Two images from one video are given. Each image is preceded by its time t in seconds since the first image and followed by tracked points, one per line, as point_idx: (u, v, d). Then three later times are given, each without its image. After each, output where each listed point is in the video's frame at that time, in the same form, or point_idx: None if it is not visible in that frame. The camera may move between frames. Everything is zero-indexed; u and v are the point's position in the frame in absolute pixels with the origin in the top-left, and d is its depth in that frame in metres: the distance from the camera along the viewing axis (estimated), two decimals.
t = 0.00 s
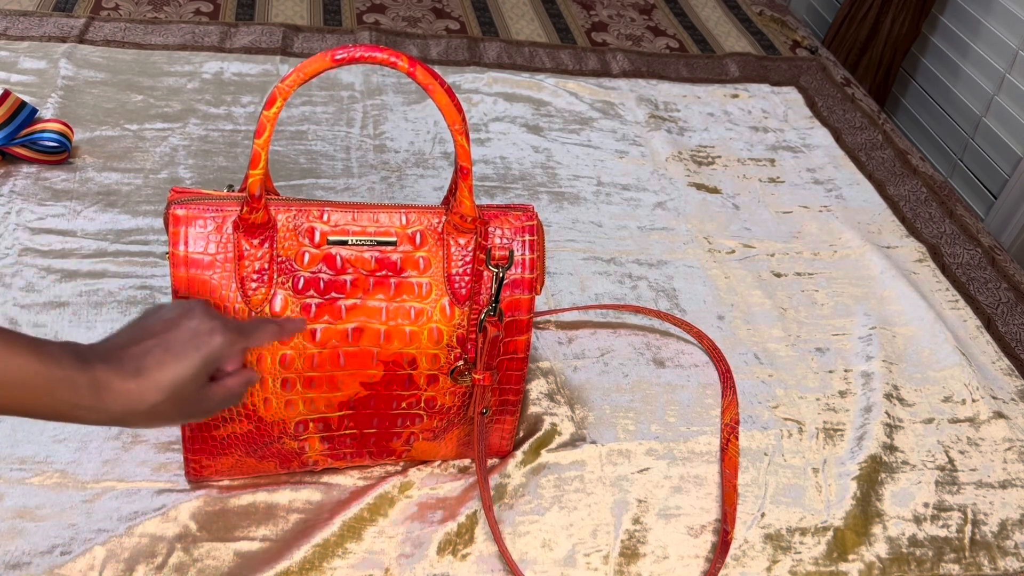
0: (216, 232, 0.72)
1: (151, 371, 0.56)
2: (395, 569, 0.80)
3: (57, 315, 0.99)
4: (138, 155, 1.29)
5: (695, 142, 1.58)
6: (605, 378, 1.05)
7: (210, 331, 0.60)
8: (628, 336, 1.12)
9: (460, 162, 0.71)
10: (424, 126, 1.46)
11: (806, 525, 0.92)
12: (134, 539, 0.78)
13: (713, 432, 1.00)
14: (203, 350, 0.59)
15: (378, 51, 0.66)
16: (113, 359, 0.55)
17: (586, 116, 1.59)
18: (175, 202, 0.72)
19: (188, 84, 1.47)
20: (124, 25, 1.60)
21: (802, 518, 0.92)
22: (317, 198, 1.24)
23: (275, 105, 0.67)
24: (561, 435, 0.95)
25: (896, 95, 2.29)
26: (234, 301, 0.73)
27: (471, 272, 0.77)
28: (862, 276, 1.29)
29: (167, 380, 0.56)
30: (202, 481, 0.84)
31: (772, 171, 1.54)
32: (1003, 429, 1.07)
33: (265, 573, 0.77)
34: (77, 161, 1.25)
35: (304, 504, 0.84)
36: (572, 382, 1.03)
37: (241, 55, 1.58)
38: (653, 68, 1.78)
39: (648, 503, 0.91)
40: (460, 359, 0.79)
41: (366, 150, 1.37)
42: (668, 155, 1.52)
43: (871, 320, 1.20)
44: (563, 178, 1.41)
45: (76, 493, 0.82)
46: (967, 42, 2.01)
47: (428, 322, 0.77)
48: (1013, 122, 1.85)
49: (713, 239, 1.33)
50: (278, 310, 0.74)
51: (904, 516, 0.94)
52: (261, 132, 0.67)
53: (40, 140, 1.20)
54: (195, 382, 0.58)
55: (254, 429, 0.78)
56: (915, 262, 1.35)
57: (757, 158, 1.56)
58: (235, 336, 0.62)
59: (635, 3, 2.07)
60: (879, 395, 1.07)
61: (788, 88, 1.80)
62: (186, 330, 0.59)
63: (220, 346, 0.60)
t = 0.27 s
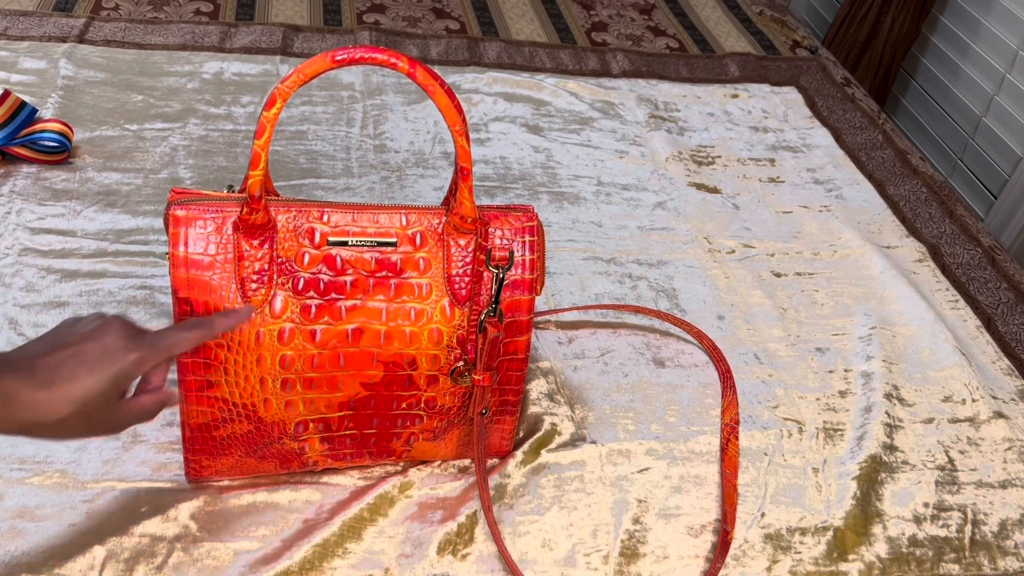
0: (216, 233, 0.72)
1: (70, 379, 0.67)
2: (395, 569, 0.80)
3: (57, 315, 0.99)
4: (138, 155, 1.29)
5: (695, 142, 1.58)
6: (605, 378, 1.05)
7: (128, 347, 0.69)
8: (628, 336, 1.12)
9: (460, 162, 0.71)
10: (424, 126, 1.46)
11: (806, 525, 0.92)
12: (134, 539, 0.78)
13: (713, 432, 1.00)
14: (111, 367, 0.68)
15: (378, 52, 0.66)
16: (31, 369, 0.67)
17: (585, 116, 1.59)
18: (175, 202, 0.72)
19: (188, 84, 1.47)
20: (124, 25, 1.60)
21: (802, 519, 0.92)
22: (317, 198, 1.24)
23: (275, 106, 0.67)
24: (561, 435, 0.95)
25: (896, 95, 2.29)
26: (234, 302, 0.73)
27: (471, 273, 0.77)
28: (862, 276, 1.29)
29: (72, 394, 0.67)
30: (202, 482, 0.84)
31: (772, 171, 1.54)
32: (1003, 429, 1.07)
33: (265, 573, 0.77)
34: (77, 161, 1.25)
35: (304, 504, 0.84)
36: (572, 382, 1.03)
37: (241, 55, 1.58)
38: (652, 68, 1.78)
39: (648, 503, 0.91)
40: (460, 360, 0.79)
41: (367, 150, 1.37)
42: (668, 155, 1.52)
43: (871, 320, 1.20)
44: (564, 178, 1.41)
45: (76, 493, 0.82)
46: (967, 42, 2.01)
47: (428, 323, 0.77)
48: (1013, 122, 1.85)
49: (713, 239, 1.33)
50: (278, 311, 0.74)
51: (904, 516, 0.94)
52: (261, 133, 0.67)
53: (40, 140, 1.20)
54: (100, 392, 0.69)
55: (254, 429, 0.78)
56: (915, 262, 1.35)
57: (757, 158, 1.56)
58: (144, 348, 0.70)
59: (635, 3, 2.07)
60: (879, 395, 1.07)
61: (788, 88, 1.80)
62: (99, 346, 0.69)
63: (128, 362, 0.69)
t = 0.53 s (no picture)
0: (216, 234, 0.72)
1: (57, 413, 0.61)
2: (395, 569, 0.80)
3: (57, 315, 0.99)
4: (138, 155, 1.29)
5: (695, 142, 1.58)
6: (605, 378, 1.05)
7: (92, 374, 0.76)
8: (628, 336, 1.12)
9: (461, 163, 0.71)
10: (424, 126, 1.46)
11: (806, 525, 0.92)
12: (134, 539, 0.79)
13: (713, 432, 1.00)
14: (97, 368, 0.63)
15: (379, 52, 0.66)
16: (17, 370, 0.62)
17: (586, 116, 1.59)
18: (175, 203, 0.72)
19: (188, 84, 1.47)
20: (124, 25, 1.60)
21: (802, 519, 0.92)
22: (317, 198, 1.24)
23: (276, 107, 0.67)
24: (561, 435, 0.95)
25: (896, 95, 2.29)
26: (234, 303, 0.73)
27: (471, 274, 0.77)
28: (862, 276, 1.29)
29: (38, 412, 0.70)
30: (202, 482, 0.84)
31: (772, 171, 1.54)
32: (1003, 429, 1.07)
33: (265, 573, 0.77)
34: (77, 161, 1.25)
35: (304, 504, 0.84)
36: (572, 382, 1.03)
37: (241, 55, 1.58)
38: (652, 68, 1.78)
39: (648, 503, 0.91)
40: (460, 360, 0.79)
41: (367, 150, 1.37)
42: (668, 155, 1.52)
43: (871, 320, 1.20)
44: (564, 178, 1.41)
45: (76, 493, 0.82)
46: (968, 42, 2.01)
47: (428, 324, 0.77)
48: (1013, 122, 1.85)
49: (712, 239, 1.33)
50: (278, 311, 0.74)
51: (904, 516, 0.94)
52: (261, 134, 0.67)
53: (40, 140, 1.20)
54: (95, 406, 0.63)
55: (254, 430, 0.78)
56: (915, 262, 1.35)
57: (757, 158, 1.56)
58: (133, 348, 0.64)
59: (635, 3, 2.06)
60: (879, 395, 1.07)
61: (788, 88, 1.80)
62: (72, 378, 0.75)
63: (118, 359, 0.63)
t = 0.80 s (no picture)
0: (216, 234, 0.72)
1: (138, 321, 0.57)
2: (395, 569, 0.80)
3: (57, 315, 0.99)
4: (138, 155, 1.29)
5: (695, 142, 1.58)
6: (604, 378, 1.05)
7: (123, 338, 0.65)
8: (628, 336, 1.12)
9: (461, 163, 0.71)
10: (424, 126, 1.46)
11: (806, 525, 0.92)
12: (134, 539, 0.78)
13: (713, 432, 1.00)
14: (190, 292, 0.50)
15: (379, 53, 0.66)
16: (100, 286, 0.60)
17: (586, 116, 1.59)
18: (175, 203, 0.72)
19: (187, 84, 1.47)
20: (124, 25, 1.60)
21: (802, 518, 0.92)
22: (316, 197, 1.24)
23: (275, 107, 0.67)
24: (561, 435, 0.95)
25: (896, 95, 2.29)
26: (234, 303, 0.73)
27: (471, 274, 0.77)
28: (862, 276, 1.29)
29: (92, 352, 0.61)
30: (202, 482, 0.84)
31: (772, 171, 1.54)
32: (1003, 429, 1.07)
33: (265, 573, 0.77)
34: (77, 161, 1.25)
35: (304, 504, 0.84)
36: (572, 382, 1.03)
37: (241, 55, 1.58)
38: (653, 68, 1.78)
39: (648, 503, 0.91)
40: (460, 361, 0.79)
41: (366, 150, 1.38)
42: (668, 155, 1.52)
43: (870, 320, 1.20)
44: (563, 177, 1.41)
45: (76, 493, 0.82)
46: (968, 41, 2.01)
47: (428, 324, 0.77)
48: (1013, 122, 1.85)
49: (712, 239, 1.33)
50: (278, 312, 0.74)
51: (904, 516, 0.94)
52: (261, 134, 0.67)
53: (40, 140, 1.20)
54: (186, 336, 0.49)
55: (254, 430, 0.78)
56: (915, 262, 1.35)
57: (757, 158, 1.56)
58: (226, 269, 0.52)
59: (635, 3, 2.06)
60: (879, 395, 1.07)
61: (788, 88, 1.80)
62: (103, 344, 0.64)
63: (209, 286, 0.51)
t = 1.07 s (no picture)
0: (216, 234, 0.72)
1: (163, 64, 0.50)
2: (395, 569, 0.80)
3: (57, 316, 0.99)
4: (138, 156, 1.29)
5: (695, 142, 1.58)
6: (604, 378, 1.05)
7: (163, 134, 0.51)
8: (628, 336, 1.12)
9: (461, 163, 0.71)
10: (424, 126, 1.46)
11: (806, 525, 0.92)
12: (134, 539, 0.78)
13: (713, 432, 1.00)
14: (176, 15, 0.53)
15: (379, 53, 0.66)
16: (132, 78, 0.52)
17: (585, 116, 1.59)
18: (175, 203, 0.72)
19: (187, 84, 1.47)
20: (124, 25, 1.60)
21: (802, 518, 0.92)
22: (316, 197, 1.24)
23: (275, 107, 0.67)
24: (561, 435, 0.95)
25: (896, 95, 2.29)
26: (234, 303, 0.73)
27: (471, 274, 0.77)
28: (862, 276, 1.29)
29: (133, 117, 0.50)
30: (202, 481, 0.84)
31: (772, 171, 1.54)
32: (1003, 429, 1.07)
33: (265, 573, 0.77)
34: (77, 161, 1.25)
35: (304, 504, 0.84)
36: (572, 382, 1.03)
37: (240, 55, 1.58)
38: (652, 68, 1.78)
39: (648, 503, 0.91)
40: (460, 361, 0.79)
41: (366, 150, 1.38)
42: (668, 155, 1.52)
43: (870, 320, 1.20)
44: (563, 178, 1.41)
45: (76, 493, 0.82)
46: (967, 42, 2.01)
47: (428, 324, 0.77)
48: (1012, 122, 1.85)
49: (712, 239, 1.33)
50: (278, 312, 0.74)
51: (904, 516, 0.94)
52: (261, 134, 0.67)
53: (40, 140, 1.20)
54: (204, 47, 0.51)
55: (254, 430, 0.78)
56: (915, 262, 1.35)
57: (757, 158, 1.56)
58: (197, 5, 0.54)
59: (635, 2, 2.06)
60: (879, 395, 1.07)
61: (788, 88, 1.80)
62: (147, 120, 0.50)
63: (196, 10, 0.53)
